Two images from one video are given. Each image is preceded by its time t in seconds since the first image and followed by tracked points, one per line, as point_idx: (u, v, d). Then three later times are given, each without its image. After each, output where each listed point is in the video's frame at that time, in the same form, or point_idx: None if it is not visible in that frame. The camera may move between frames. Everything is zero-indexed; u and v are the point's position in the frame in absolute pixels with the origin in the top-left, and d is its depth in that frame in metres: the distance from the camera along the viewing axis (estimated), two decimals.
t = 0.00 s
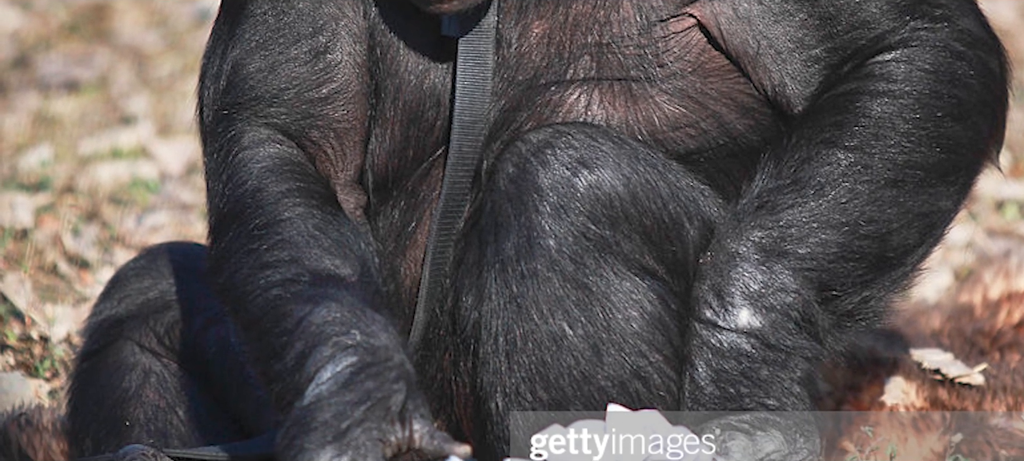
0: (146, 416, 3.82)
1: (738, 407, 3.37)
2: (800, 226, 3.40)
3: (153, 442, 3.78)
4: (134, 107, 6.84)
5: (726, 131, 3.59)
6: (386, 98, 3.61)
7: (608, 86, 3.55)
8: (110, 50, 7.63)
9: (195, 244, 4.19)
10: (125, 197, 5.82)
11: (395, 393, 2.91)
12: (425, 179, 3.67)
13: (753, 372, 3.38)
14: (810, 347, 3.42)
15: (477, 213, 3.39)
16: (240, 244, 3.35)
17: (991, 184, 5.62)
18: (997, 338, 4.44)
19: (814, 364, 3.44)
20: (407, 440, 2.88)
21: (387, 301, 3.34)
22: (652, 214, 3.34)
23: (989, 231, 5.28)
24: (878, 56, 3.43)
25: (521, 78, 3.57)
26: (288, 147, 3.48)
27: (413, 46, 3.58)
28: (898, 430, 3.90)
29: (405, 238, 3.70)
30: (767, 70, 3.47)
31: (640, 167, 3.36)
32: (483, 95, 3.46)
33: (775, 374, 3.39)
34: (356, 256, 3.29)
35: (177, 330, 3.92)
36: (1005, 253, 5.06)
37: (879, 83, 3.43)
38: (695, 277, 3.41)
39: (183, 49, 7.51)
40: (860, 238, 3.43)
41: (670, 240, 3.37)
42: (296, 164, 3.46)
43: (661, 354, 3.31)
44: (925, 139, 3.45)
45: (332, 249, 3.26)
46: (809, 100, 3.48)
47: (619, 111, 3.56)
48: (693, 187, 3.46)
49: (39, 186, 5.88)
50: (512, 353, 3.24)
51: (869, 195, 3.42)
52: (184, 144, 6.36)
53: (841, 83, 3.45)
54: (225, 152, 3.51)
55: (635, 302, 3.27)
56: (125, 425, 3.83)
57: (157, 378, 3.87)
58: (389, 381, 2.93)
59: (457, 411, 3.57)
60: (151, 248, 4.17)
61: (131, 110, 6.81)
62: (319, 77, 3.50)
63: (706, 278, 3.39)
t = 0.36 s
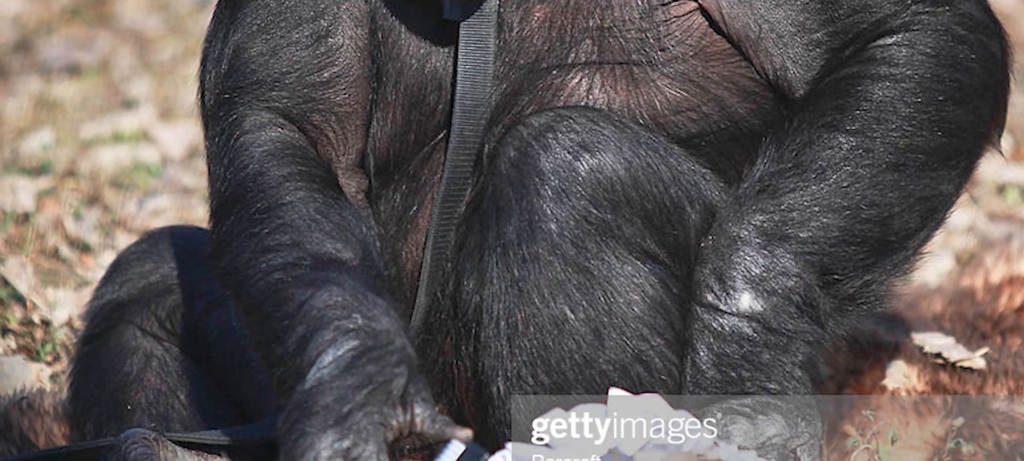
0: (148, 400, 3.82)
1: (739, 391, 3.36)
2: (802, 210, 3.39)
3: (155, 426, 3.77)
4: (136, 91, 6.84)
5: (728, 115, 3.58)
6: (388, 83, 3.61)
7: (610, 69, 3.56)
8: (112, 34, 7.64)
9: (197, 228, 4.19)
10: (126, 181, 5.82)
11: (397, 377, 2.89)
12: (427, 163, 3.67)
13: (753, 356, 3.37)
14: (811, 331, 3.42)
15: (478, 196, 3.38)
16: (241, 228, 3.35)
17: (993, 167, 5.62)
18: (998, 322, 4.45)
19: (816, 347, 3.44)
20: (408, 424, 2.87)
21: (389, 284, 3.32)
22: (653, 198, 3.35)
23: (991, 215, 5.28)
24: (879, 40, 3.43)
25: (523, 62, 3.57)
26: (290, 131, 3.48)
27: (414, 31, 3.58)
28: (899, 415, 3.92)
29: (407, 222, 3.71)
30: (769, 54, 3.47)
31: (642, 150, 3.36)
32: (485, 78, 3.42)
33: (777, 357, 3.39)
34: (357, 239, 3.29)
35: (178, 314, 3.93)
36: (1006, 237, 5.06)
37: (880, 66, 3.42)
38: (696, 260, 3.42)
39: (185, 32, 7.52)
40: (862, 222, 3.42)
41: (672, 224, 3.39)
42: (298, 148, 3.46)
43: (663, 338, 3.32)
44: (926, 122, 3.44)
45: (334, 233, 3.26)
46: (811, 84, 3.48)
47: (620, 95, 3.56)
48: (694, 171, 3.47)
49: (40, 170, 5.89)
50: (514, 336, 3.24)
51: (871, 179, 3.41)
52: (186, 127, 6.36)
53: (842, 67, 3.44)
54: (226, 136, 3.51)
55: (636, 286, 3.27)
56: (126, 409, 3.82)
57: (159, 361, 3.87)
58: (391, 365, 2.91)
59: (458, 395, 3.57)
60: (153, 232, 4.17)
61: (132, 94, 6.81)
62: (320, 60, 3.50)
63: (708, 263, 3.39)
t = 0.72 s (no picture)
0: (149, 384, 3.83)
1: (741, 375, 3.37)
2: (803, 194, 3.39)
3: (157, 410, 3.78)
4: (137, 75, 6.84)
5: (729, 99, 3.58)
6: (389, 67, 3.60)
7: (611, 53, 3.55)
8: (113, 19, 7.66)
9: (198, 212, 4.20)
10: (127, 164, 5.83)
11: (398, 361, 2.87)
12: (429, 146, 3.66)
13: (755, 340, 3.37)
14: (813, 315, 3.42)
15: (479, 181, 3.36)
16: (243, 212, 3.35)
17: (994, 151, 5.62)
18: (999, 305, 4.45)
19: (817, 332, 3.44)
20: (410, 408, 2.85)
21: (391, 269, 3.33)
22: (654, 182, 3.34)
23: (992, 199, 5.28)
24: (882, 24, 3.43)
25: (525, 46, 3.57)
26: (291, 115, 3.49)
27: (416, 15, 3.58)
28: (901, 398, 3.91)
29: (409, 206, 3.69)
30: (770, 38, 3.46)
31: (643, 134, 3.36)
32: (487, 63, 3.40)
33: (778, 341, 3.39)
34: (359, 223, 3.29)
35: (180, 298, 3.93)
36: (1007, 222, 5.06)
37: (882, 50, 3.42)
38: (698, 244, 3.42)
39: (186, 17, 7.54)
40: (864, 206, 3.43)
41: (673, 208, 3.38)
42: (299, 131, 3.46)
43: (664, 321, 3.32)
44: (928, 106, 3.44)
45: (335, 216, 3.27)
46: (813, 68, 3.47)
47: (621, 79, 3.55)
48: (696, 155, 3.46)
49: (42, 154, 5.89)
50: (516, 320, 3.24)
51: (872, 162, 3.41)
52: (188, 111, 6.37)
53: (844, 51, 3.44)
54: (228, 120, 3.51)
55: (638, 271, 3.28)
56: (128, 393, 3.84)
57: (160, 345, 3.88)
58: (393, 349, 2.90)
59: (460, 379, 3.58)
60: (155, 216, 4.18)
61: (134, 78, 6.81)
62: (322, 44, 3.51)
63: (709, 247, 3.39)
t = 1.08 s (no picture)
0: (151, 368, 3.83)
1: (742, 359, 3.39)
2: (804, 179, 3.39)
3: (159, 393, 3.79)
4: (138, 59, 6.84)
5: (731, 83, 3.58)
6: (391, 51, 3.61)
7: (613, 38, 3.55)
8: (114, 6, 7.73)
9: (199, 196, 4.20)
10: (129, 148, 5.84)
11: (399, 345, 2.87)
12: (430, 130, 3.66)
13: (757, 324, 3.39)
14: (814, 298, 3.44)
15: (482, 165, 3.34)
16: (244, 196, 3.35)
17: (995, 134, 5.61)
18: (1001, 289, 4.45)
19: (818, 315, 3.46)
20: (411, 393, 2.84)
21: (392, 253, 3.34)
22: (656, 166, 3.34)
23: (993, 183, 5.28)
24: (883, 8, 3.46)
25: (526, 30, 3.56)
26: (293, 99, 3.48)
27: None
28: (902, 382, 3.90)
29: (410, 190, 3.70)
30: (772, 22, 3.49)
31: (645, 118, 3.35)
32: (488, 48, 3.37)
33: (779, 325, 3.41)
34: (360, 208, 3.29)
35: (181, 281, 3.94)
36: (1009, 206, 5.06)
37: (882, 35, 3.43)
38: (698, 228, 3.41)
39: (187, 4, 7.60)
40: (865, 190, 3.43)
41: (674, 192, 3.37)
42: (301, 115, 3.46)
43: (665, 305, 3.31)
44: (930, 91, 3.44)
45: (337, 201, 3.26)
46: (814, 52, 3.49)
47: (623, 63, 3.55)
48: (697, 139, 3.45)
49: (43, 138, 5.89)
50: (517, 304, 3.23)
51: (874, 146, 3.41)
52: (189, 96, 6.37)
53: (846, 35, 3.46)
54: (229, 104, 3.50)
55: (639, 255, 3.27)
56: (130, 376, 3.84)
57: (162, 329, 3.89)
58: (394, 333, 2.89)
59: (461, 363, 3.58)
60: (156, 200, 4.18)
61: (135, 62, 6.81)
62: (323, 28, 3.51)
63: (711, 230, 3.40)
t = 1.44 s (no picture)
0: (152, 352, 3.83)
1: (744, 343, 3.42)
2: (805, 162, 3.40)
3: (160, 378, 3.79)
4: (140, 43, 6.84)
5: (732, 67, 3.58)
6: (392, 35, 3.60)
7: (614, 21, 3.54)
8: None
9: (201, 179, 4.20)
10: (131, 132, 5.85)
11: (401, 329, 2.88)
12: (431, 114, 3.69)
13: (758, 308, 3.42)
14: (815, 282, 3.45)
15: (483, 148, 3.34)
16: (246, 180, 3.35)
17: (996, 118, 5.61)
18: (1003, 273, 4.46)
19: (819, 298, 3.47)
20: (412, 376, 2.85)
21: (394, 237, 3.33)
22: (657, 150, 3.33)
23: (994, 167, 5.27)
24: None
25: (527, 14, 3.52)
26: (294, 83, 3.48)
27: None
28: (904, 367, 3.91)
29: (411, 174, 3.72)
30: (773, 6, 3.51)
31: (646, 102, 3.35)
32: (489, 31, 3.33)
33: (781, 309, 3.43)
34: (362, 192, 3.29)
35: (183, 265, 3.95)
36: (1010, 190, 5.06)
37: (884, 19, 3.44)
38: (700, 212, 3.40)
39: None
40: (866, 174, 3.44)
41: (676, 176, 3.36)
42: (302, 99, 3.45)
43: (667, 289, 3.32)
44: (930, 75, 3.44)
45: (338, 185, 3.26)
46: (815, 36, 3.51)
47: (624, 47, 3.54)
48: (698, 123, 3.44)
49: (44, 122, 5.90)
50: (518, 288, 3.23)
51: (874, 130, 3.42)
52: (190, 80, 6.37)
53: (847, 20, 3.47)
54: (230, 88, 3.50)
55: (641, 238, 3.28)
56: (131, 360, 3.84)
57: (163, 313, 3.89)
58: (395, 317, 2.90)
59: (463, 347, 3.58)
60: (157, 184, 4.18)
61: (136, 46, 6.81)
62: (324, 12, 3.50)
63: (712, 215, 3.39)
